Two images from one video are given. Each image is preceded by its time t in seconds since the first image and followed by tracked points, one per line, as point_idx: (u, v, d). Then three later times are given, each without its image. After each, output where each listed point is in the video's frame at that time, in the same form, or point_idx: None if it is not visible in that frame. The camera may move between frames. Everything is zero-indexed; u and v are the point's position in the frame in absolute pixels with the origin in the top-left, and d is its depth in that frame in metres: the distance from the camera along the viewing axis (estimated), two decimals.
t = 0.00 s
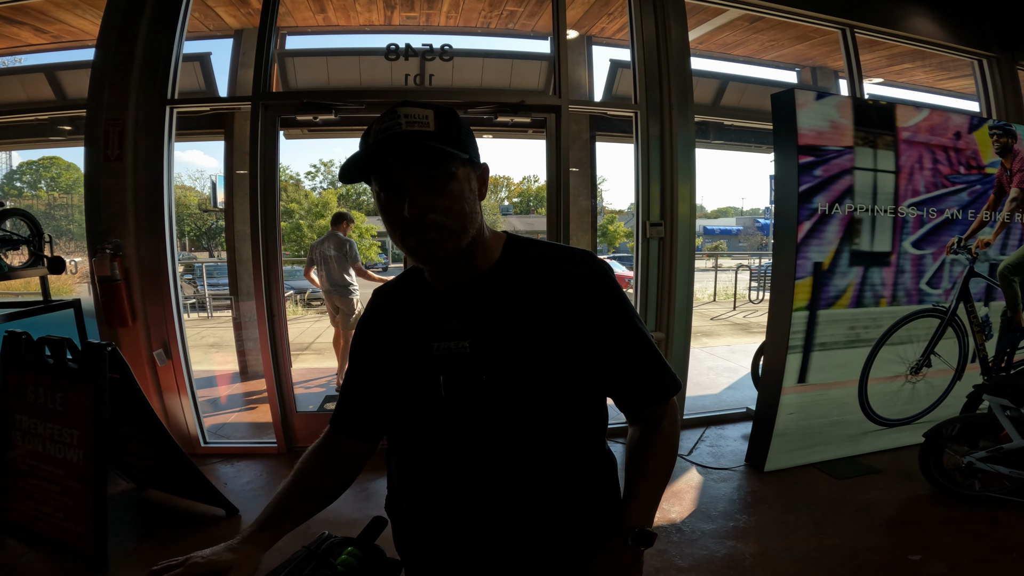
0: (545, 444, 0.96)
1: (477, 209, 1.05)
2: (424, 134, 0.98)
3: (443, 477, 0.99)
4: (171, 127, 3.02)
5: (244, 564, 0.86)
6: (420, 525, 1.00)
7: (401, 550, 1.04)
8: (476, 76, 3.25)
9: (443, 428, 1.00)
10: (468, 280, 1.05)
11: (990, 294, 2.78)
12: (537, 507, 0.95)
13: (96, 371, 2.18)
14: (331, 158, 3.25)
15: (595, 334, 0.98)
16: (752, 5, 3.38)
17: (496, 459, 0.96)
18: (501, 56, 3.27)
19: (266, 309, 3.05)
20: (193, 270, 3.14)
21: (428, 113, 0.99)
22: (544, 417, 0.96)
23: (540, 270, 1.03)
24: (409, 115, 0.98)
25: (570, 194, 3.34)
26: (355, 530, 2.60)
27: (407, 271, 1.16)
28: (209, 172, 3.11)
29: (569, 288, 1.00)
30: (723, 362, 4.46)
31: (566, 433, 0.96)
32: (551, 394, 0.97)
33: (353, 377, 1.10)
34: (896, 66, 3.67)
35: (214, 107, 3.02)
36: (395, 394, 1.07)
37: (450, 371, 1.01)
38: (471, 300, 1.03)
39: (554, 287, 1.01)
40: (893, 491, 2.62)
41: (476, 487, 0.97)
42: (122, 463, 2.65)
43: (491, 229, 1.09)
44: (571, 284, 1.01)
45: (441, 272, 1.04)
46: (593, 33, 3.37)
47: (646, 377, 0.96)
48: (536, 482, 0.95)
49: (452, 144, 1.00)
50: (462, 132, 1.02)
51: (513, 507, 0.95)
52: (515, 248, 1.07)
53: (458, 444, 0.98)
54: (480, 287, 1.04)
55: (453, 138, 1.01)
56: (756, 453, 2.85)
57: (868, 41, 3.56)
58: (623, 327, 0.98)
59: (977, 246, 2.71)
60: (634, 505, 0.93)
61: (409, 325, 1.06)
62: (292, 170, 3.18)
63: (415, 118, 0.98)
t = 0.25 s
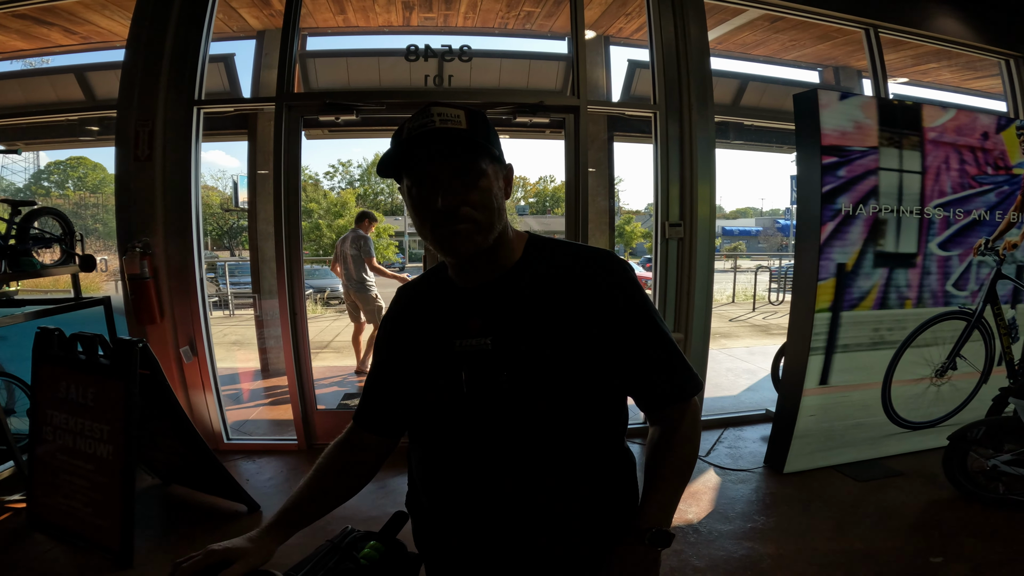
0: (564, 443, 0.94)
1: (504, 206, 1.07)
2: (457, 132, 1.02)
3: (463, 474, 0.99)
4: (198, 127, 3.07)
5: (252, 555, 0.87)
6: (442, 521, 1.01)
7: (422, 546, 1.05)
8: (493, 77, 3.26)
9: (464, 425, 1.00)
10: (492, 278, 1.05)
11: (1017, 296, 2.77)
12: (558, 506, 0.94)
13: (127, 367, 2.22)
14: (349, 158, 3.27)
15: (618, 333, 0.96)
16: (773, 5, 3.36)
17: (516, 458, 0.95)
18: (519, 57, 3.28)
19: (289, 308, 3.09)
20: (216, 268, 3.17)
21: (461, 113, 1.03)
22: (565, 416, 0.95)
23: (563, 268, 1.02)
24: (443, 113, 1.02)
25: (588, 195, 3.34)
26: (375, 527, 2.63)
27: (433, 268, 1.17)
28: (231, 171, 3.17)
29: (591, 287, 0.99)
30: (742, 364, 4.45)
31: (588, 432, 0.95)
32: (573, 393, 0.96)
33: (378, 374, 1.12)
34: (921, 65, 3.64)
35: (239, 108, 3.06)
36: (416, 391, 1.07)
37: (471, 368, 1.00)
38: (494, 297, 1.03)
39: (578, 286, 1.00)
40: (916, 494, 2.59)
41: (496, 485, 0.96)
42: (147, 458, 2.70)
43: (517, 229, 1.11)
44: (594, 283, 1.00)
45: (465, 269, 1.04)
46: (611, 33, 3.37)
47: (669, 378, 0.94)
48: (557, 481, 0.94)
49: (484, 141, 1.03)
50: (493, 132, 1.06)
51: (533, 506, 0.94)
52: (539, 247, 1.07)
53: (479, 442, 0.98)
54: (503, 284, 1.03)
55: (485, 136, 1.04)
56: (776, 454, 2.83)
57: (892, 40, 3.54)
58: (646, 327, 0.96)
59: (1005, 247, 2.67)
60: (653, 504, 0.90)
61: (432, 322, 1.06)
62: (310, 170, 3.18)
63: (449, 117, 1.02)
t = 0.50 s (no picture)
0: (575, 448, 0.93)
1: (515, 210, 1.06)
2: (468, 136, 1.01)
3: (472, 477, 0.99)
4: (220, 128, 3.10)
5: (268, 552, 0.87)
6: (452, 523, 1.01)
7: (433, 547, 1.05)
8: (510, 76, 3.25)
9: (474, 428, 1.00)
10: (503, 282, 1.04)
11: None
12: (567, 511, 0.93)
13: (151, 365, 2.26)
14: (367, 158, 3.28)
15: (628, 338, 0.93)
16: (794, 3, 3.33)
17: (525, 462, 0.95)
18: (536, 57, 3.27)
19: (309, 307, 3.13)
20: (239, 267, 3.21)
21: (473, 116, 1.02)
22: (574, 421, 0.94)
23: (574, 272, 1.01)
24: (454, 117, 1.01)
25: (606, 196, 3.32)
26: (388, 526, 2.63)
27: (446, 272, 1.17)
28: (253, 171, 3.18)
29: (602, 291, 0.98)
30: (762, 366, 4.41)
31: (598, 437, 0.93)
32: (583, 398, 0.94)
33: (392, 376, 1.12)
34: (948, 64, 3.60)
35: (260, 108, 3.09)
36: (428, 394, 1.07)
37: (481, 371, 1.00)
38: (504, 301, 1.02)
39: (589, 290, 0.98)
40: (940, 500, 2.55)
41: (505, 489, 0.96)
42: (169, 454, 2.74)
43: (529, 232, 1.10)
44: (604, 287, 0.98)
45: (476, 272, 1.04)
46: (628, 33, 3.35)
47: (680, 385, 0.90)
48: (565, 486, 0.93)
49: (496, 145, 1.03)
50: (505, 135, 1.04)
51: (541, 511, 0.94)
52: (551, 251, 1.06)
53: (488, 445, 0.98)
54: (514, 288, 1.02)
55: (496, 139, 1.03)
56: (795, 458, 2.80)
57: (919, 39, 3.50)
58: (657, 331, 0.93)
59: None
60: (662, 512, 0.89)
61: (443, 326, 1.06)
62: (330, 169, 3.22)
63: (460, 121, 1.01)
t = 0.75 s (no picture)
0: (576, 458, 0.90)
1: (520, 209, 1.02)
2: (471, 132, 0.96)
3: (473, 485, 0.96)
4: (237, 127, 3.10)
5: (266, 555, 0.86)
6: (453, 530, 0.99)
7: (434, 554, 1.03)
8: (525, 75, 3.22)
9: (476, 435, 0.97)
10: (507, 284, 1.01)
11: None
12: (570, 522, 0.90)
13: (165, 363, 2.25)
14: (384, 157, 3.26)
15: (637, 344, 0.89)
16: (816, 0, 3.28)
17: (528, 470, 0.91)
18: (550, 55, 3.24)
19: (323, 306, 3.12)
20: (256, 265, 3.21)
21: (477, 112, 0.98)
22: (580, 429, 0.90)
23: (580, 274, 0.97)
24: (458, 112, 0.97)
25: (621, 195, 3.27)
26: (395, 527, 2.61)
27: (451, 273, 1.14)
28: (272, 170, 3.19)
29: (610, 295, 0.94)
30: (781, 369, 4.33)
31: (605, 446, 0.90)
32: (589, 406, 0.90)
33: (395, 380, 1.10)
34: (975, 62, 3.54)
35: (276, 107, 3.09)
36: (429, 398, 1.04)
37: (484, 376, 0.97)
38: (508, 304, 0.99)
39: (596, 293, 0.95)
40: (964, 505, 2.49)
41: (506, 497, 0.93)
42: (183, 453, 2.74)
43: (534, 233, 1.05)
44: (612, 290, 0.94)
45: (479, 274, 1.00)
46: (644, 31, 3.31)
47: (691, 394, 0.86)
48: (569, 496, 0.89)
49: (499, 141, 0.98)
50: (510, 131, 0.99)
51: (543, 521, 0.90)
52: (558, 252, 1.02)
53: (490, 452, 0.95)
54: (518, 291, 0.99)
55: (499, 135, 0.98)
56: (813, 462, 2.75)
57: (944, 37, 3.47)
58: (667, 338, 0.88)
59: None
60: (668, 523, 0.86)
61: (445, 329, 1.03)
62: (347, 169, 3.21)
63: (463, 116, 0.97)
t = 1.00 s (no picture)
0: (575, 465, 0.88)
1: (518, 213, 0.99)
2: (467, 135, 0.94)
3: (472, 493, 0.95)
4: (246, 128, 3.11)
5: (264, 558, 0.85)
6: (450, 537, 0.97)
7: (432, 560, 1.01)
8: (533, 75, 3.20)
9: (474, 441, 0.95)
10: (507, 288, 0.99)
11: None
12: (570, 529, 0.89)
13: (173, 363, 2.25)
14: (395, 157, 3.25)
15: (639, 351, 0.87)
16: None
17: (527, 477, 0.90)
18: (559, 55, 3.22)
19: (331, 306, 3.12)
20: (268, 265, 3.21)
21: (474, 113, 0.95)
22: (581, 436, 0.89)
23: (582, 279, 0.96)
24: (454, 114, 0.94)
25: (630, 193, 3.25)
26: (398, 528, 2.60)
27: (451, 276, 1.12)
28: (284, 170, 3.20)
29: (611, 300, 0.92)
30: (792, 370, 4.32)
31: (606, 453, 0.89)
32: (590, 412, 0.89)
33: (393, 384, 1.08)
34: (992, 61, 3.51)
35: (286, 108, 3.09)
36: (428, 403, 1.03)
37: (482, 381, 0.94)
38: (508, 308, 0.97)
39: (597, 299, 0.93)
40: (977, 510, 2.46)
41: (504, 504, 0.91)
42: (192, 452, 2.75)
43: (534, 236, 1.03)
44: (613, 296, 0.92)
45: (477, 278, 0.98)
46: (653, 30, 3.29)
47: (694, 403, 0.84)
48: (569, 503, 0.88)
49: (496, 144, 0.95)
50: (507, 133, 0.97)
51: (541, 529, 0.89)
52: (559, 255, 1.01)
53: (489, 458, 0.93)
54: (519, 295, 0.97)
55: (498, 138, 0.95)
56: (824, 465, 2.72)
57: (960, 36, 3.45)
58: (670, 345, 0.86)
59: None
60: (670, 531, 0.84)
61: (444, 333, 1.02)
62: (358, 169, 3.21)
63: (459, 118, 0.94)
